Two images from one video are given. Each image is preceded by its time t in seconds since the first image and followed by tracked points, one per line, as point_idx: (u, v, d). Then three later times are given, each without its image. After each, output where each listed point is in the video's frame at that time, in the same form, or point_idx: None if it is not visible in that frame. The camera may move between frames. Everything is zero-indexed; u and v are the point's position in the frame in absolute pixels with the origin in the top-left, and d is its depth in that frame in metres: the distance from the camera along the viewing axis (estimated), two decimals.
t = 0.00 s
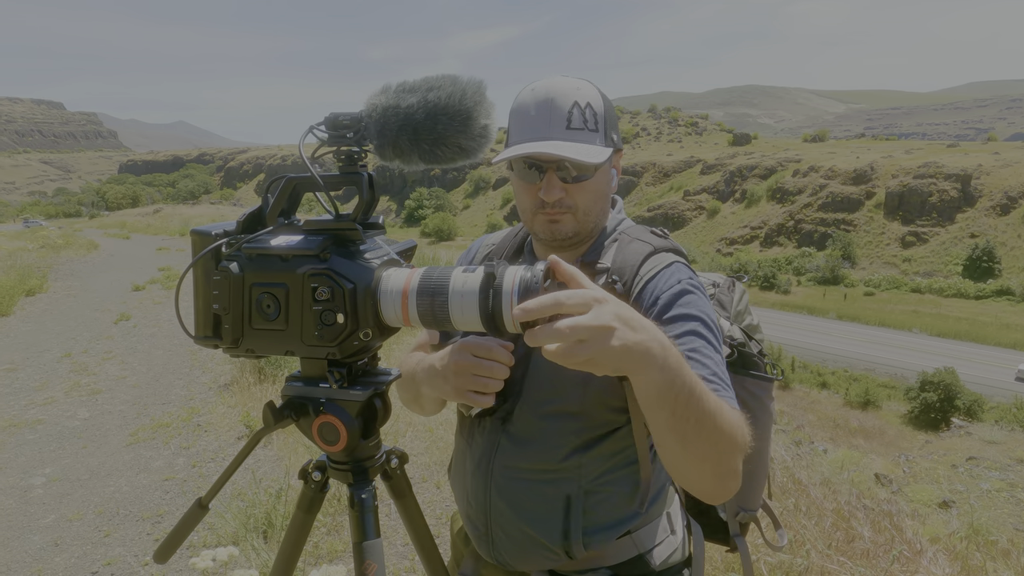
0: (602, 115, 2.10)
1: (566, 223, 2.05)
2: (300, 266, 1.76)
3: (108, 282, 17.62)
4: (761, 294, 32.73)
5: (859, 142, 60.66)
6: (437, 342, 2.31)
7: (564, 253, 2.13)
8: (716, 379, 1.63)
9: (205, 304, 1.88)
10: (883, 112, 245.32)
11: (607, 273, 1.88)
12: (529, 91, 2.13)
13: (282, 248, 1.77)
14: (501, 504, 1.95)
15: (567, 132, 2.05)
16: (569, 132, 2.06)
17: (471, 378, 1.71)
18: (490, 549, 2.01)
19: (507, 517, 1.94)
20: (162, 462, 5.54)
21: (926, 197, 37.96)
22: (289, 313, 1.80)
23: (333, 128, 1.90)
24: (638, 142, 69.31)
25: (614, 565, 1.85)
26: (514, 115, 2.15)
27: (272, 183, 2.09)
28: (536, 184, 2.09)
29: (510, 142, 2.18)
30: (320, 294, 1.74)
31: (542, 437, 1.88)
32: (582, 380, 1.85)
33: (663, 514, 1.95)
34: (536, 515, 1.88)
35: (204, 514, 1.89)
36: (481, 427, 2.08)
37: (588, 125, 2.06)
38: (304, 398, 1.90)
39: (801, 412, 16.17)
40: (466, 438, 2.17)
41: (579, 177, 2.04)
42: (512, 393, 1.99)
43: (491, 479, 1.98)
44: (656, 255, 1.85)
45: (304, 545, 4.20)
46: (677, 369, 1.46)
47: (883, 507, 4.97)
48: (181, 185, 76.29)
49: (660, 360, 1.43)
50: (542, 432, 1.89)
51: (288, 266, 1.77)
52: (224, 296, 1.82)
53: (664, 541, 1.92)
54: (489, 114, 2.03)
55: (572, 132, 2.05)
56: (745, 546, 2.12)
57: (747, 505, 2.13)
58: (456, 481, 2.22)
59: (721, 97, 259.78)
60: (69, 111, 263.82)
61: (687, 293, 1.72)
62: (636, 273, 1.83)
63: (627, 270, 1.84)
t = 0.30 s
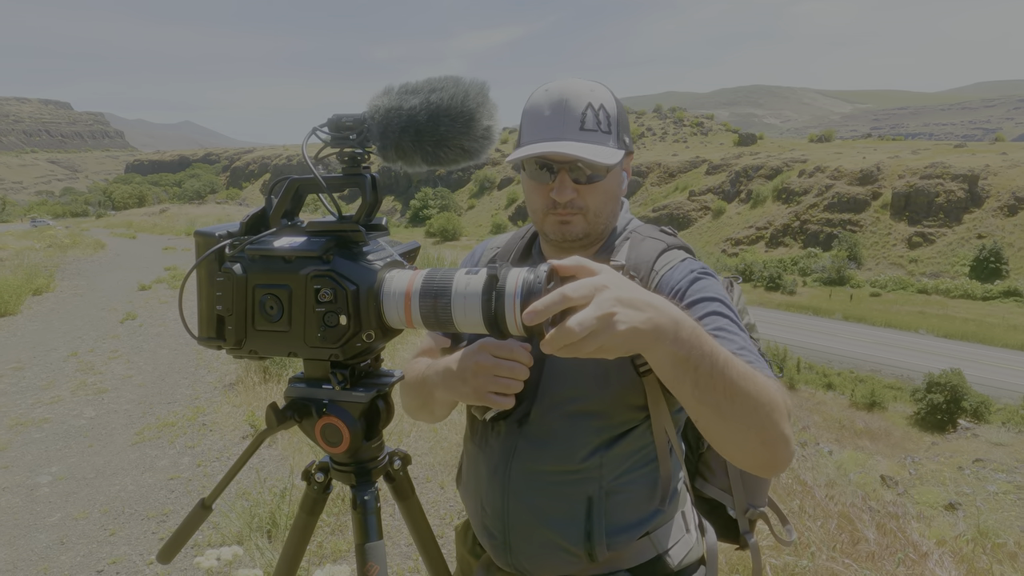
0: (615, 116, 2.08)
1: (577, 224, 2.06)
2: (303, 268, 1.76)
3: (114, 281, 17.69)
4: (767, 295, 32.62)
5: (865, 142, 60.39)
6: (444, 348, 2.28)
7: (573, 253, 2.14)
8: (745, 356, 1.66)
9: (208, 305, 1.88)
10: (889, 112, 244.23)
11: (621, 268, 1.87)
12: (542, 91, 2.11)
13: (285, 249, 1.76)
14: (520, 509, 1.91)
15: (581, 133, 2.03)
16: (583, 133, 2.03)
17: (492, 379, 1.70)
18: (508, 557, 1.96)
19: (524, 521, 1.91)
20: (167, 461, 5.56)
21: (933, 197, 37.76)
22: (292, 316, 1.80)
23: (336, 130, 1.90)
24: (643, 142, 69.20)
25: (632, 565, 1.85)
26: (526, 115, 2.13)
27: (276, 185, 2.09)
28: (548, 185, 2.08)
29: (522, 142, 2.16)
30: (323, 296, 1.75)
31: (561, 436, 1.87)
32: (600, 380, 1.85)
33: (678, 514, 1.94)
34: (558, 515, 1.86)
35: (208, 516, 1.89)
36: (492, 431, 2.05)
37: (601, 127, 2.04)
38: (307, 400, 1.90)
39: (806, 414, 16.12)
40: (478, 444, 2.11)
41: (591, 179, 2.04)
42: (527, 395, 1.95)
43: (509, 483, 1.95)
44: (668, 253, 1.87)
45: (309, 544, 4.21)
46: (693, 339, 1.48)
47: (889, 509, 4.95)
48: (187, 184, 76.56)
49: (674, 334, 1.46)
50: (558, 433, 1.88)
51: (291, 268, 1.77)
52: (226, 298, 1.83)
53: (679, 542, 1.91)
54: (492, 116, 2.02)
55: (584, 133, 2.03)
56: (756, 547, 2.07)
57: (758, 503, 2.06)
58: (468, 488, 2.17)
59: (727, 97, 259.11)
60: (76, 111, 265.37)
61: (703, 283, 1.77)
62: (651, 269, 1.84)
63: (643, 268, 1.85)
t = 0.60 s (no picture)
0: (629, 117, 2.08)
1: (589, 223, 2.04)
2: (310, 267, 1.76)
3: (120, 280, 17.76)
4: (772, 296, 32.54)
5: (871, 142, 60.22)
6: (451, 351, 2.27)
7: (583, 254, 2.13)
8: (764, 357, 1.67)
9: (215, 304, 1.88)
10: (894, 113, 243.42)
11: (635, 269, 1.86)
12: (556, 92, 2.10)
13: (292, 250, 1.77)
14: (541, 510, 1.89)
15: (596, 134, 2.02)
16: (597, 134, 2.02)
17: (508, 379, 1.70)
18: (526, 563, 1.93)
19: (542, 523, 1.89)
20: (173, 460, 5.59)
21: (939, 198, 37.64)
22: (298, 314, 1.79)
23: (343, 130, 1.90)
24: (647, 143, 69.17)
25: (650, 566, 1.84)
26: (540, 115, 2.11)
27: (283, 184, 2.09)
28: (561, 185, 2.06)
29: (535, 142, 2.13)
30: (329, 296, 1.75)
31: (578, 437, 1.86)
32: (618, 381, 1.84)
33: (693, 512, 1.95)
34: (580, 518, 1.84)
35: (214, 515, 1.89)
36: (506, 434, 2.02)
37: (616, 128, 2.03)
38: (313, 399, 1.90)
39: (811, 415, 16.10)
40: (492, 449, 2.07)
41: (605, 179, 2.03)
42: (543, 397, 1.96)
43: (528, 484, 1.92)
44: (682, 250, 1.88)
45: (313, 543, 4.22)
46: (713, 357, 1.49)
47: (894, 510, 4.93)
48: (192, 185, 76.86)
49: (692, 361, 1.47)
50: (574, 434, 1.87)
51: (298, 267, 1.77)
52: (233, 297, 1.83)
53: (694, 541, 1.91)
54: (499, 115, 2.02)
55: (599, 134, 2.02)
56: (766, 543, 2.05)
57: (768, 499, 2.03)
58: (479, 493, 2.14)
59: (731, 98, 258.64)
60: (83, 111, 266.41)
61: (717, 282, 1.78)
62: (668, 267, 1.84)
63: (659, 265, 1.84)
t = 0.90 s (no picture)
0: (652, 122, 2.00)
1: (606, 226, 1.96)
2: (315, 267, 1.76)
3: (125, 280, 17.83)
4: (776, 296, 32.47)
5: (876, 142, 60.00)
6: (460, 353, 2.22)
7: (596, 257, 2.05)
8: (769, 385, 1.69)
9: (221, 303, 1.89)
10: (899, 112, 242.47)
11: (652, 273, 1.86)
12: (578, 90, 2.01)
13: (298, 249, 1.77)
14: (558, 515, 1.86)
15: (620, 136, 1.94)
16: (620, 137, 1.94)
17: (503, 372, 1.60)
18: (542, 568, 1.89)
19: (560, 528, 1.86)
20: (177, 459, 5.60)
21: (944, 198, 37.50)
22: (304, 314, 1.80)
23: (348, 130, 1.90)
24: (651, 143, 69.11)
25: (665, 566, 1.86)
26: (560, 114, 2.01)
27: (288, 185, 2.10)
28: (579, 187, 1.97)
29: (552, 143, 2.04)
30: (334, 295, 1.75)
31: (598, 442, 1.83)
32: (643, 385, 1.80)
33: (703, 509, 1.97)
34: (595, 523, 1.82)
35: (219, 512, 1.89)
36: (521, 438, 1.96)
37: (638, 132, 1.96)
38: (318, 398, 1.91)
39: (815, 416, 16.06)
40: (504, 453, 2.02)
41: (626, 184, 1.95)
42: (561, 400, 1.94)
43: (546, 488, 1.89)
44: (698, 256, 1.90)
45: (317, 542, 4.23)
46: (688, 421, 1.53)
47: (898, 511, 4.91)
48: (197, 185, 77.06)
49: (662, 432, 1.50)
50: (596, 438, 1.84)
51: (303, 266, 1.77)
52: (239, 297, 1.83)
53: (706, 539, 1.94)
54: (503, 116, 2.02)
55: (622, 137, 1.94)
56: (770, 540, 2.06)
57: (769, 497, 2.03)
58: (490, 498, 2.08)
59: (735, 98, 258.11)
60: (87, 111, 267.20)
61: (731, 299, 1.77)
62: (686, 274, 1.84)
63: (677, 269, 1.84)
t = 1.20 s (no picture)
0: (691, 134, 1.93)
1: (633, 232, 1.89)
2: (320, 266, 1.76)
3: (131, 279, 17.90)
4: (780, 297, 32.40)
5: (881, 143, 59.80)
6: (472, 354, 2.19)
7: (615, 261, 1.99)
8: (778, 400, 1.69)
9: (226, 303, 1.90)
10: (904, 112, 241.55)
11: (674, 279, 1.84)
12: (622, 92, 1.90)
13: (303, 248, 1.77)
14: (577, 520, 1.84)
15: (660, 147, 1.86)
16: (661, 146, 1.85)
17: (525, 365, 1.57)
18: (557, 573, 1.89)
19: (576, 533, 1.85)
20: (182, 458, 5.62)
21: (949, 199, 37.37)
22: (310, 312, 1.80)
23: (353, 130, 1.91)
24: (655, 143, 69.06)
25: (678, 565, 1.87)
26: (600, 114, 1.90)
27: (293, 184, 2.10)
28: (611, 191, 1.88)
29: (588, 141, 1.92)
30: (339, 294, 1.75)
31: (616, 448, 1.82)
32: (662, 390, 1.78)
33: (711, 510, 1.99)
34: (611, 528, 1.81)
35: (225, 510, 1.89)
36: (536, 442, 1.94)
37: (679, 143, 1.88)
38: (323, 396, 1.91)
39: (819, 417, 16.02)
40: (518, 457, 1.99)
41: (662, 194, 1.87)
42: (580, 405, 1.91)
43: (564, 491, 1.87)
44: (718, 263, 1.87)
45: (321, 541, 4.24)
46: (674, 429, 1.61)
47: (902, 513, 4.91)
48: (201, 185, 77.31)
49: (646, 434, 1.60)
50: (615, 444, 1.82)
51: (308, 266, 1.78)
52: (245, 296, 1.84)
53: (717, 538, 1.96)
54: (507, 118, 2.02)
55: (663, 147, 1.86)
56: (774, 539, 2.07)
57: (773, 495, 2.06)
58: (502, 502, 2.06)
59: (739, 98, 257.58)
60: (91, 111, 267.63)
61: (748, 309, 1.74)
62: (707, 280, 1.81)
63: (697, 276, 1.82)
